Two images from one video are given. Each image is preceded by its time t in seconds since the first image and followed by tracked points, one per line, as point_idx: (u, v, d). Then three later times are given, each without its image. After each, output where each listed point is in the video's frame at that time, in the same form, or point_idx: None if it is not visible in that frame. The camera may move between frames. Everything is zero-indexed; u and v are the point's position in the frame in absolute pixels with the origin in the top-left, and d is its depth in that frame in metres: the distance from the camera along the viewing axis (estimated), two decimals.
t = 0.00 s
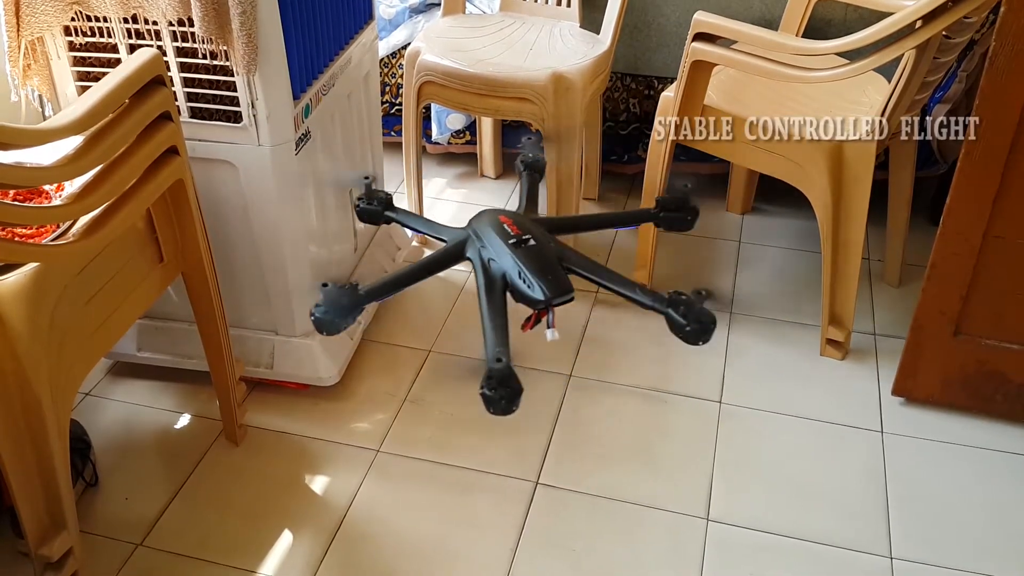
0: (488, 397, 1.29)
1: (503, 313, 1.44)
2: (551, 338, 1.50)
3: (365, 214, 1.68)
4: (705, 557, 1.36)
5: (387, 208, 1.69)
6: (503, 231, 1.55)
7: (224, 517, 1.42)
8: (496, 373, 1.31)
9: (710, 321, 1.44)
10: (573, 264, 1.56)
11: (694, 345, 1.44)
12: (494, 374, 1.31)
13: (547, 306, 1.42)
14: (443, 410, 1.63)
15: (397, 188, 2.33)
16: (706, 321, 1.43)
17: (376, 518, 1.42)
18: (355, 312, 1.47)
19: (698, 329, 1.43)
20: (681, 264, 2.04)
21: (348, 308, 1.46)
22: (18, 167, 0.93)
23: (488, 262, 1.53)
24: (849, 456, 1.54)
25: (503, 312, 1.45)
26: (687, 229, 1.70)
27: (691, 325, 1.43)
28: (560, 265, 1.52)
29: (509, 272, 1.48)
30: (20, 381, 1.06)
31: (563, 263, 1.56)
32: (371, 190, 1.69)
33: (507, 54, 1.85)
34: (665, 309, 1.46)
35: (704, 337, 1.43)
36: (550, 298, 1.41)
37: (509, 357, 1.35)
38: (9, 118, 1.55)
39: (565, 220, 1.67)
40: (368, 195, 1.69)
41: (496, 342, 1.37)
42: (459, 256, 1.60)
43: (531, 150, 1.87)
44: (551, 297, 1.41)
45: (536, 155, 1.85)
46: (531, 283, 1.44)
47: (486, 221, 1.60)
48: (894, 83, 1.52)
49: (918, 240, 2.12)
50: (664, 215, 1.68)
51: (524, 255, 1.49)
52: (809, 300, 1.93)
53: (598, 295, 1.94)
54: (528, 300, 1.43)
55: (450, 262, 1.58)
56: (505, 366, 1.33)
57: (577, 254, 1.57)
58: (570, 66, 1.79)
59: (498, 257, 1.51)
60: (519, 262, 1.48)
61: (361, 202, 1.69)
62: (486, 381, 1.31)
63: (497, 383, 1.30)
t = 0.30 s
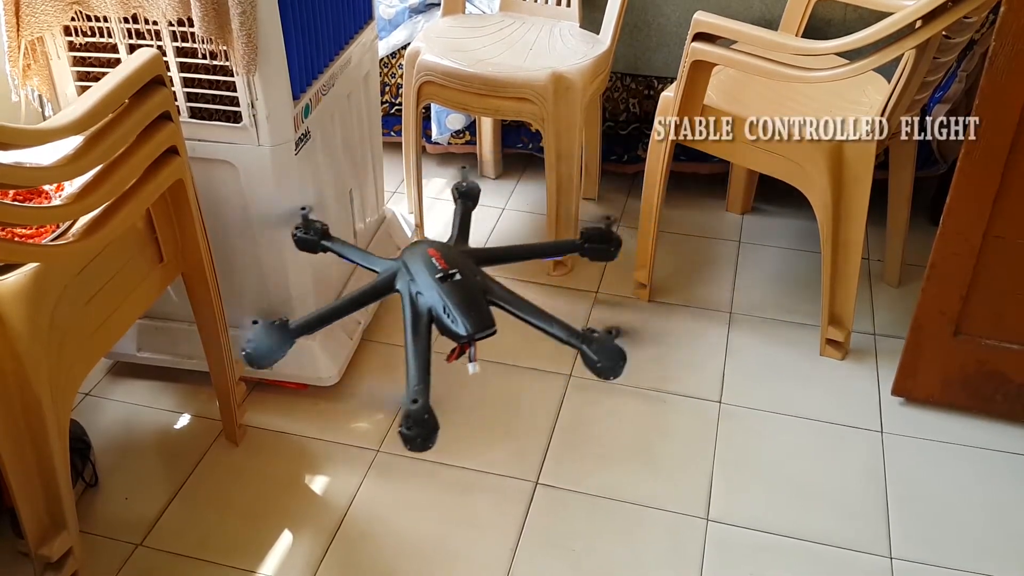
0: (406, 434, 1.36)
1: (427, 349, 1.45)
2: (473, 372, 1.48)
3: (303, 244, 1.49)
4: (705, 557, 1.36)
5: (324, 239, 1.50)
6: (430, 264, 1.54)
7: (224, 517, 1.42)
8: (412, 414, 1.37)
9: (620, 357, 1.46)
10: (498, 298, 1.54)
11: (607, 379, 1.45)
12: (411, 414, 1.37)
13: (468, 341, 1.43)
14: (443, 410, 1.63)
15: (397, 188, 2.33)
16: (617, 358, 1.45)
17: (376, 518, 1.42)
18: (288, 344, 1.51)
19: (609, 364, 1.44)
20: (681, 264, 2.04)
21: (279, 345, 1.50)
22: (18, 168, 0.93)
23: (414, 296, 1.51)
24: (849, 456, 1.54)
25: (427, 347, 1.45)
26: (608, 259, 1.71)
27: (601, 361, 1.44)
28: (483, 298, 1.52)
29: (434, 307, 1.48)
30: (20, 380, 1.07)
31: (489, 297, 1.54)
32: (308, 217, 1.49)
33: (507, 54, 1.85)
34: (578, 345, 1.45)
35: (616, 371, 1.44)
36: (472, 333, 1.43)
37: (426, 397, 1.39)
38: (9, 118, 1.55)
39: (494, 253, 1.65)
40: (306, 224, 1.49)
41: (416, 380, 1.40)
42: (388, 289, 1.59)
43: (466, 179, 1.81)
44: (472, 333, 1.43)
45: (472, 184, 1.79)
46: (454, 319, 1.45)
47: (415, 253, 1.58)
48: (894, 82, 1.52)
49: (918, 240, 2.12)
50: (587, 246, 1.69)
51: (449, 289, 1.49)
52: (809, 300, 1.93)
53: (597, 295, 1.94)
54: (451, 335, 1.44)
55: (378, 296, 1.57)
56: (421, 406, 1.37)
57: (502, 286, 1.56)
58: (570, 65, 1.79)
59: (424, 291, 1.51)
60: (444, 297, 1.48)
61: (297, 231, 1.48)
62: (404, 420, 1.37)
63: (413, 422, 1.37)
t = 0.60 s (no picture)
0: (329, 512, 1.17)
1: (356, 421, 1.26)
2: (401, 437, 1.36)
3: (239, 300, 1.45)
4: (705, 557, 1.36)
5: (261, 294, 1.45)
6: (364, 326, 1.35)
7: (224, 517, 1.42)
8: (337, 488, 1.18)
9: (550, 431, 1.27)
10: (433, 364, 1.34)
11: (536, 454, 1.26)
12: (335, 490, 1.17)
13: (400, 411, 1.25)
14: (443, 411, 1.63)
15: (397, 188, 2.34)
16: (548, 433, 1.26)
17: (376, 518, 1.42)
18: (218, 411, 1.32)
19: (537, 440, 1.25)
20: (681, 264, 2.04)
21: (205, 413, 1.30)
22: (18, 168, 0.94)
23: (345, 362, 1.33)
24: (848, 456, 1.54)
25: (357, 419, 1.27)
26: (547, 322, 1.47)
27: (529, 436, 1.24)
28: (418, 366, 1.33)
29: (366, 374, 1.30)
30: (21, 380, 1.07)
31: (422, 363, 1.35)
32: (245, 273, 1.46)
33: (506, 55, 1.85)
34: (506, 417, 1.27)
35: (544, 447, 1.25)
36: (404, 403, 1.25)
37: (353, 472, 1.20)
38: (9, 118, 1.55)
39: (432, 314, 1.43)
40: (243, 280, 1.46)
41: (343, 455, 1.22)
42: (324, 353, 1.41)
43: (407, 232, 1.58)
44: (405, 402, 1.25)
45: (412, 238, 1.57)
46: (385, 387, 1.27)
47: (349, 313, 1.39)
48: (894, 83, 1.52)
49: (918, 240, 2.12)
50: (524, 308, 1.45)
51: (383, 354, 1.30)
52: (808, 300, 1.93)
53: (597, 295, 1.94)
54: (382, 404, 1.27)
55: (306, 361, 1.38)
56: (347, 484, 1.19)
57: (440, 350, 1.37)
58: (570, 66, 1.79)
59: (355, 355, 1.32)
60: (377, 363, 1.29)
61: (235, 287, 1.45)
62: (327, 497, 1.18)
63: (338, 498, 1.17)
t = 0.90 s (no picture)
0: None
1: (338, 507, 1.19)
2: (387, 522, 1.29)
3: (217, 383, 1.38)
4: (705, 556, 1.36)
5: (240, 376, 1.38)
6: (346, 405, 1.28)
7: (224, 518, 1.42)
8: None
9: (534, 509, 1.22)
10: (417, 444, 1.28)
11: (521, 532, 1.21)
12: None
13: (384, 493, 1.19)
14: (443, 411, 1.63)
15: (397, 188, 2.34)
16: (533, 511, 1.22)
17: (376, 518, 1.42)
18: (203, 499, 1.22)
19: (523, 517, 1.21)
20: (681, 265, 2.04)
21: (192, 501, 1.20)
22: (18, 168, 0.93)
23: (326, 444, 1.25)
24: (849, 456, 1.54)
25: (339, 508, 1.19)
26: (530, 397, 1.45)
27: (515, 514, 1.20)
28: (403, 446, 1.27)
29: (349, 457, 1.23)
30: (21, 380, 1.07)
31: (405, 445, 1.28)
32: (224, 353, 1.38)
33: (506, 55, 1.85)
34: (490, 495, 1.22)
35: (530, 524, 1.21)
36: (388, 485, 1.18)
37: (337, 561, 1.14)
38: (9, 118, 1.56)
39: (415, 390, 1.36)
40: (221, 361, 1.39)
41: (327, 542, 1.16)
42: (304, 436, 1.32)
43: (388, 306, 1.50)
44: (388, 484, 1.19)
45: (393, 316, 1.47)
46: (369, 469, 1.20)
47: (330, 392, 1.32)
48: (894, 82, 1.52)
49: (918, 240, 2.12)
50: (507, 383, 1.42)
51: (366, 436, 1.24)
52: (808, 300, 1.93)
53: (597, 295, 1.94)
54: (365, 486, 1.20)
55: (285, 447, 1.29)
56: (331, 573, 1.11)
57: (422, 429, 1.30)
58: (570, 66, 1.79)
59: (337, 437, 1.25)
60: (361, 445, 1.23)
61: (213, 369, 1.37)
62: None
63: None
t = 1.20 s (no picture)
0: None
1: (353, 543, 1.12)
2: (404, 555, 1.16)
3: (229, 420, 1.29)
4: (705, 556, 1.36)
5: (252, 411, 1.29)
6: (358, 438, 1.20)
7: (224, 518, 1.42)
8: None
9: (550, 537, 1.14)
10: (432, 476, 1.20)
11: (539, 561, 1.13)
12: None
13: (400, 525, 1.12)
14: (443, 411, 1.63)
15: (397, 188, 2.34)
16: (548, 540, 1.13)
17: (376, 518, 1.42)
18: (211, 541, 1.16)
19: (540, 546, 1.12)
20: (681, 265, 2.04)
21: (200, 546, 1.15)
22: (18, 168, 0.93)
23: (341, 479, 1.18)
24: (848, 455, 1.54)
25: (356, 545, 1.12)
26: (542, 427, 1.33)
27: (532, 543, 1.11)
28: (417, 477, 1.19)
29: (363, 490, 1.15)
30: (21, 380, 1.07)
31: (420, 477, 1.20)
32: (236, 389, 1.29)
33: (507, 55, 1.85)
34: (506, 525, 1.13)
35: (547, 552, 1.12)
36: (404, 516, 1.11)
37: None
38: (10, 118, 1.56)
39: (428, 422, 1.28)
40: (234, 398, 1.30)
41: None
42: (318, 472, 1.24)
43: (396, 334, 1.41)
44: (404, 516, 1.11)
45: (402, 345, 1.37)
46: (384, 501, 1.12)
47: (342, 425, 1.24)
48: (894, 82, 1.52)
49: (918, 241, 2.12)
50: (519, 411, 1.31)
51: (380, 467, 1.16)
52: (808, 300, 1.93)
53: (597, 295, 1.94)
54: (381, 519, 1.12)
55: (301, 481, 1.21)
56: None
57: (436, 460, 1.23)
58: (570, 66, 1.79)
59: (351, 470, 1.17)
60: (375, 477, 1.15)
61: (225, 406, 1.29)
62: None
63: None
